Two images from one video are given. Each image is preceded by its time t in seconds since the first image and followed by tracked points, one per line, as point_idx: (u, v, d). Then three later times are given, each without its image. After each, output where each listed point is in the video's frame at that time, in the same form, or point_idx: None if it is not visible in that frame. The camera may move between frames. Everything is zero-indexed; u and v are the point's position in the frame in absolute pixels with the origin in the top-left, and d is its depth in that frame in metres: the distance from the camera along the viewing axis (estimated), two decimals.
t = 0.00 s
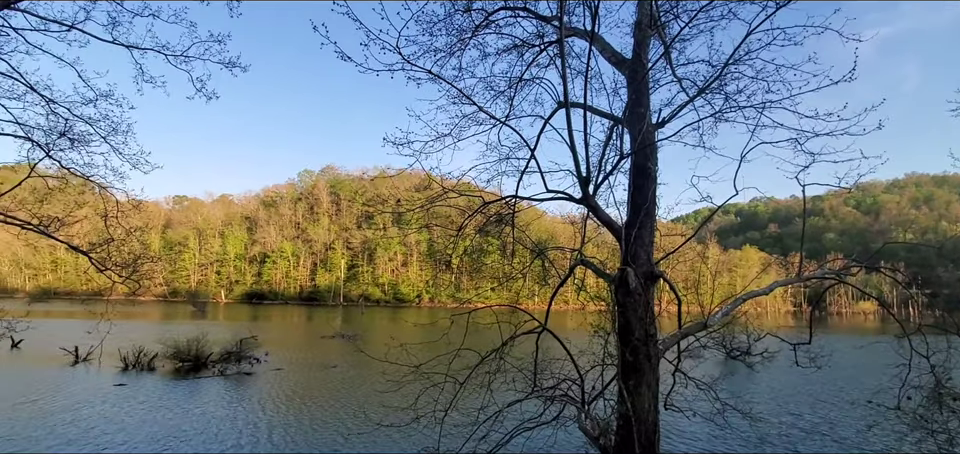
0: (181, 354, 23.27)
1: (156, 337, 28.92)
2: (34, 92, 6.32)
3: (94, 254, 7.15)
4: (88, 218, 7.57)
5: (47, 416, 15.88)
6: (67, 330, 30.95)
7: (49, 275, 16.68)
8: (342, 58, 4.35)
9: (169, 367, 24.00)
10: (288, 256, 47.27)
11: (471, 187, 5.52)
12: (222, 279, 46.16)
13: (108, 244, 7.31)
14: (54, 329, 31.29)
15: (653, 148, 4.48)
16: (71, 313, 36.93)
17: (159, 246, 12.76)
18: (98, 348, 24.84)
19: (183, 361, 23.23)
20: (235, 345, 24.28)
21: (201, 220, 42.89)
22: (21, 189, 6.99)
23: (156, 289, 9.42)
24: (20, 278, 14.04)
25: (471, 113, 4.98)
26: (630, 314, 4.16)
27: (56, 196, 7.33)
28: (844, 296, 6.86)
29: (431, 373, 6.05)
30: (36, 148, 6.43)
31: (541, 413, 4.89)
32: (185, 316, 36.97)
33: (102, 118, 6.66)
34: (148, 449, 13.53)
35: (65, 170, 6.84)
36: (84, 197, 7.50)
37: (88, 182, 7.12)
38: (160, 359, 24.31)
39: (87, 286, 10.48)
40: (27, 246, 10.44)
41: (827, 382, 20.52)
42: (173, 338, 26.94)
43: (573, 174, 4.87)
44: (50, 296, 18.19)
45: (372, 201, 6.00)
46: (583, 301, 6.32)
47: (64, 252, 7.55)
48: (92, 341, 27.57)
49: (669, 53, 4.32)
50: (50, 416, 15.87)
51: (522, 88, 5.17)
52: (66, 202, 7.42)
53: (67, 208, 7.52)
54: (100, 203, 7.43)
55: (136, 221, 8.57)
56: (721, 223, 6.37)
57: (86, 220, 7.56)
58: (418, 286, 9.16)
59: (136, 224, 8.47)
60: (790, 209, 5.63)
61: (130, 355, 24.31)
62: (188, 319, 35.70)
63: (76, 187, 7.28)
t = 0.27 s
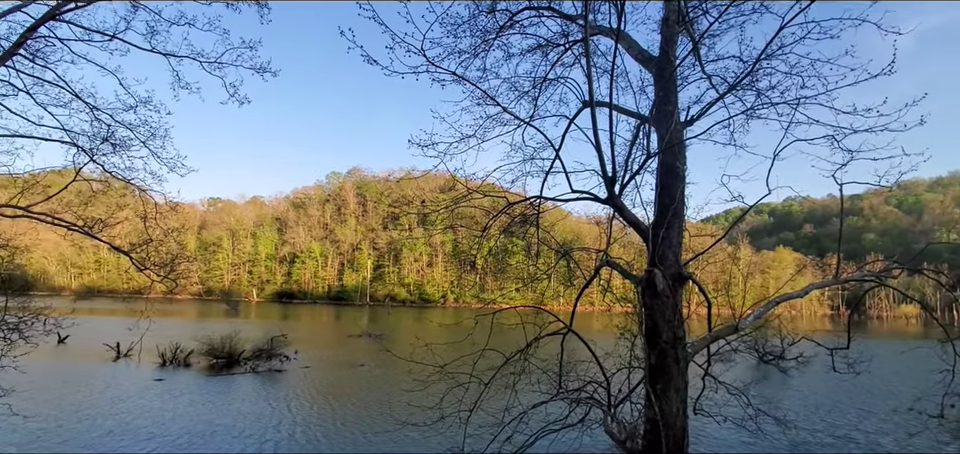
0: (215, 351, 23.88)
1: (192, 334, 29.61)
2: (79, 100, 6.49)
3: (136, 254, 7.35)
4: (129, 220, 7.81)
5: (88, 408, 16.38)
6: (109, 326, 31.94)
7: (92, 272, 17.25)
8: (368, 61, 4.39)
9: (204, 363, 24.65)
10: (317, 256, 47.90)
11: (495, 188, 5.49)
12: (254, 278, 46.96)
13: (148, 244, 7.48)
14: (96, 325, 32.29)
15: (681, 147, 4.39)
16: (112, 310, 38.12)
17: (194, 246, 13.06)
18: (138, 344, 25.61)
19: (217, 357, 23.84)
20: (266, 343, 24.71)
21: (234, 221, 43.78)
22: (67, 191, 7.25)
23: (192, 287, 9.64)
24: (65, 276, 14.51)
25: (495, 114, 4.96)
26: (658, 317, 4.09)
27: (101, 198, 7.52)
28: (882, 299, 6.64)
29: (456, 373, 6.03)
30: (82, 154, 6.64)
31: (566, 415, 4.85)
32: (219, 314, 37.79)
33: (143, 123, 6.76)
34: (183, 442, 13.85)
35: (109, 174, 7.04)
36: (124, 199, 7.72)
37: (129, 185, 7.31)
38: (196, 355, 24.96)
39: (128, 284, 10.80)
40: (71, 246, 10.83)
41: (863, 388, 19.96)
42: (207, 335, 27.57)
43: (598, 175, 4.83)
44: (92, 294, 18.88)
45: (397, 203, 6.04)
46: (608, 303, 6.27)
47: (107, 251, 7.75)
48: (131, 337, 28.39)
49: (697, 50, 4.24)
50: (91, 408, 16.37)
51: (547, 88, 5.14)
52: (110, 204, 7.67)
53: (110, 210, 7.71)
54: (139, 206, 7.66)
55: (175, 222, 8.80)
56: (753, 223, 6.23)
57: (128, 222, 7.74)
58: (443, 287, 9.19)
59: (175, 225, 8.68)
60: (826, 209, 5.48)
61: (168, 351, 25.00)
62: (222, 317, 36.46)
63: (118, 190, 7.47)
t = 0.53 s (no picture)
0: (242, 350, 24.27)
1: (219, 333, 30.08)
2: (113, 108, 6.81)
3: (165, 255, 7.45)
4: (160, 223, 7.83)
5: (120, 405, 16.73)
6: (140, 326, 32.62)
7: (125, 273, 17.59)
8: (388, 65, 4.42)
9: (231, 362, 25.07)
10: (339, 258, 48.29)
11: (514, 189, 5.46)
12: (278, 279, 47.52)
13: (178, 246, 7.60)
14: (127, 324, 32.98)
15: (704, 146, 4.32)
16: (142, 310, 38.98)
17: (221, 248, 13.27)
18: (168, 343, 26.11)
19: (243, 357, 24.20)
20: (290, 343, 24.97)
21: (258, 223, 44.36)
22: (101, 195, 7.44)
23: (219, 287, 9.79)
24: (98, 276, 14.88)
25: (515, 115, 4.94)
26: (681, 318, 4.02)
27: (133, 202, 7.67)
28: (916, 301, 6.45)
29: (476, 374, 6.00)
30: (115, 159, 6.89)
31: (587, 417, 4.80)
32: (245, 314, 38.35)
33: (171, 128, 7.12)
34: (210, 439, 14.05)
35: (141, 178, 7.16)
36: (155, 203, 7.78)
37: (159, 189, 7.41)
38: (223, 354, 25.29)
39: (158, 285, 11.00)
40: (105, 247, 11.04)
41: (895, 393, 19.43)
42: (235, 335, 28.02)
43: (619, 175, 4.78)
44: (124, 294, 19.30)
45: (417, 204, 6.05)
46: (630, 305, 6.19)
47: (139, 253, 7.86)
48: (161, 337, 28.95)
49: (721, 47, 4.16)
50: (122, 405, 16.71)
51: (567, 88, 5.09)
52: (142, 207, 7.74)
53: (141, 213, 7.82)
54: (169, 209, 7.69)
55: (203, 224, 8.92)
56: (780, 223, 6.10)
57: (158, 225, 7.84)
58: (462, 288, 9.16)
59: (203, 226, 8.81)
60: (858, 208, 5.34)
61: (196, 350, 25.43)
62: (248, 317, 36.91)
63: (149, 194, 7.59)
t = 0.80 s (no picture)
0: (267, 350, 24.60)
1: (246, 333, 30.51)
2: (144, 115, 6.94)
3: (193, 258, 7.57)
4: (188, 227, 7.94)
5: (151, 403, 17.06)
6: (169, 326, 33.30)
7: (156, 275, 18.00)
8: (407, 67, 4.43)
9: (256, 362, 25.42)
10: (360, 259, 48.80)
11: (533, 189, 5.41)
12: (301, 281, 48.08)
13: (205, 248, 7.73)
14: (157, 325, 33.62)
15: (727, 143, 4.24)
16: (172, 310, 39.81)
17: (247, 250, 13.45)
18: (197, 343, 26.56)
19: (268, 357, 24.54)
20: (313, 343, 25.21)
21: (283, 225, 44.96)
22: (133, 200, 7.61)
23: (245, 289, 9.92)
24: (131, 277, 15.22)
25: (533, 116, 4.91)
26: (705, 320, 3.96)
27: (163, 206, 7.81)
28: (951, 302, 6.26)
29: (496, 375, 5.95)
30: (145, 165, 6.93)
31: (609, 419, 4.74)
32: (269, 315, 38.84)
33: (199, 134, 7.28)
34: (236, 436, 14.24)
35: (170, 183, 7.29)
36: (184, 206, 7.90)
37: (188, 193, 7.52)
38: (249, 354, 25.63)
39: (187, 286, 11.20)
40: (137, 250, 11.28)
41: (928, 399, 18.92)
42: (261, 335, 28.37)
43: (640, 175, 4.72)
44: (154, 295, 19.73)
45: (437, 205, 6.05)
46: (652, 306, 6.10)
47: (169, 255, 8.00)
48: (190, 337, 29.47)
49: (744, 42, 4.08)
50: (153, 403, 17.04)
51: (586, 86, 5.04)
52: (171, 211, 7.88)
53: (171, 217, 7.93)
54: (197, 212, 7.81)
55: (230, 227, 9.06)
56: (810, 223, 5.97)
57: (187, 228, 7.92)
58: (482, 289, 9.14)
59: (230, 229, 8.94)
60: (889, 206, 5.21)
61: (223, 350, 25.85)
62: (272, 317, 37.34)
63: (178, 198, 7.71)
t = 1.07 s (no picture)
0: (295, 351, 24.91)
1: (276, 334, 30.96)
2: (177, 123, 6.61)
3: (224, 261, 7.70)
4: (220, 231, 8.07)
5: (185, 400, 17.43)
6: (201, 327, 34.02)
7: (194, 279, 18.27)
8: (429, 69, 4.45)
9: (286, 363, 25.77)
10: (385, 261, 49.15)
11: (556, 189, 5.36)
12: (328, 283, 48.62)
13: (237, 251, 7.85)
14: (190, 326, 34.36)
15: (755, 139, 4.14)
16: (205, 312, 40.67)
17: (276, 253, 13.63)
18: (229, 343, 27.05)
19: (297, 357, 24.84)
20: (340, 344, 25.46)
21: (310, 228, 45.56)
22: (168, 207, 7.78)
23: (275, 291, 10.05)
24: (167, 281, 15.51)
25: (555, 115, 4.87)
26: (735, 320, 3.87)
27: (196, 211, 7.93)
28: None
29: (521, 376, 5.91)
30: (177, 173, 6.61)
31: (636, 422, 4.65)
32: (297, 317, 39.37)
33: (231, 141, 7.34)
34: (266, 434, 14.44)
35: (202, 189, 7.42)
36: (215, 211, 8.04)
37: (219, 198, 7.63)
38: (278, 355, 25.99)
39: (220, 289, 11.40)
40: (173, 254, 11.53)
41: None
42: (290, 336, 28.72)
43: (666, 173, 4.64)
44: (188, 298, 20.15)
45: (460, 207, 6.04)
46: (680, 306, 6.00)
47: (203, 258, 8.15)
48: (222, 337, 30.04)
49: (772, 34, 3.99)
50: (187, 402, 17.39)
51: (609, 84, 4.98)
52: (203, 216, 8.02)
53: (204, 222, 8.06)
54: (227, 217, 7.94)
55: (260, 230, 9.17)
56: (845, 220, 5.81)
57: (219, 232, 8.03)
58: (506, 290, 9.10)
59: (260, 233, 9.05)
60: (928, 200, 5.04)
61: (255, 350, 26.27)
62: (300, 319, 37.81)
63: (210, 203, 7.83)
